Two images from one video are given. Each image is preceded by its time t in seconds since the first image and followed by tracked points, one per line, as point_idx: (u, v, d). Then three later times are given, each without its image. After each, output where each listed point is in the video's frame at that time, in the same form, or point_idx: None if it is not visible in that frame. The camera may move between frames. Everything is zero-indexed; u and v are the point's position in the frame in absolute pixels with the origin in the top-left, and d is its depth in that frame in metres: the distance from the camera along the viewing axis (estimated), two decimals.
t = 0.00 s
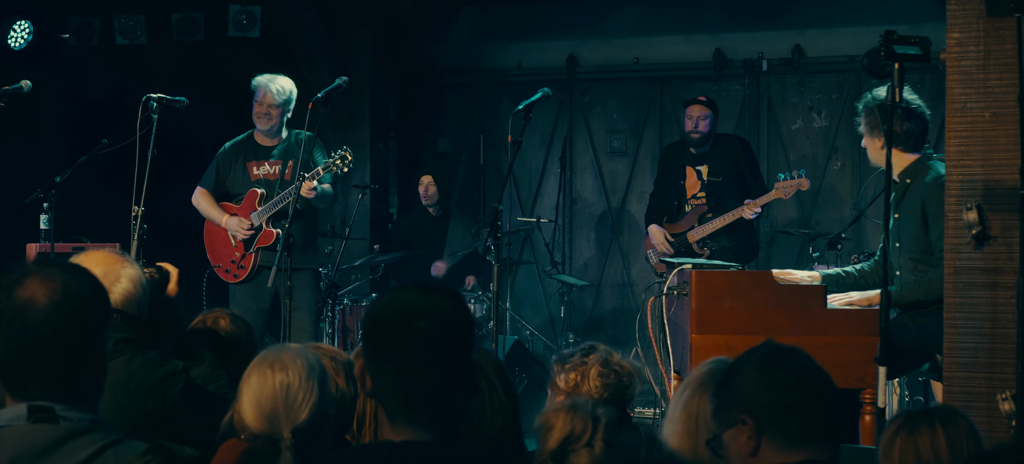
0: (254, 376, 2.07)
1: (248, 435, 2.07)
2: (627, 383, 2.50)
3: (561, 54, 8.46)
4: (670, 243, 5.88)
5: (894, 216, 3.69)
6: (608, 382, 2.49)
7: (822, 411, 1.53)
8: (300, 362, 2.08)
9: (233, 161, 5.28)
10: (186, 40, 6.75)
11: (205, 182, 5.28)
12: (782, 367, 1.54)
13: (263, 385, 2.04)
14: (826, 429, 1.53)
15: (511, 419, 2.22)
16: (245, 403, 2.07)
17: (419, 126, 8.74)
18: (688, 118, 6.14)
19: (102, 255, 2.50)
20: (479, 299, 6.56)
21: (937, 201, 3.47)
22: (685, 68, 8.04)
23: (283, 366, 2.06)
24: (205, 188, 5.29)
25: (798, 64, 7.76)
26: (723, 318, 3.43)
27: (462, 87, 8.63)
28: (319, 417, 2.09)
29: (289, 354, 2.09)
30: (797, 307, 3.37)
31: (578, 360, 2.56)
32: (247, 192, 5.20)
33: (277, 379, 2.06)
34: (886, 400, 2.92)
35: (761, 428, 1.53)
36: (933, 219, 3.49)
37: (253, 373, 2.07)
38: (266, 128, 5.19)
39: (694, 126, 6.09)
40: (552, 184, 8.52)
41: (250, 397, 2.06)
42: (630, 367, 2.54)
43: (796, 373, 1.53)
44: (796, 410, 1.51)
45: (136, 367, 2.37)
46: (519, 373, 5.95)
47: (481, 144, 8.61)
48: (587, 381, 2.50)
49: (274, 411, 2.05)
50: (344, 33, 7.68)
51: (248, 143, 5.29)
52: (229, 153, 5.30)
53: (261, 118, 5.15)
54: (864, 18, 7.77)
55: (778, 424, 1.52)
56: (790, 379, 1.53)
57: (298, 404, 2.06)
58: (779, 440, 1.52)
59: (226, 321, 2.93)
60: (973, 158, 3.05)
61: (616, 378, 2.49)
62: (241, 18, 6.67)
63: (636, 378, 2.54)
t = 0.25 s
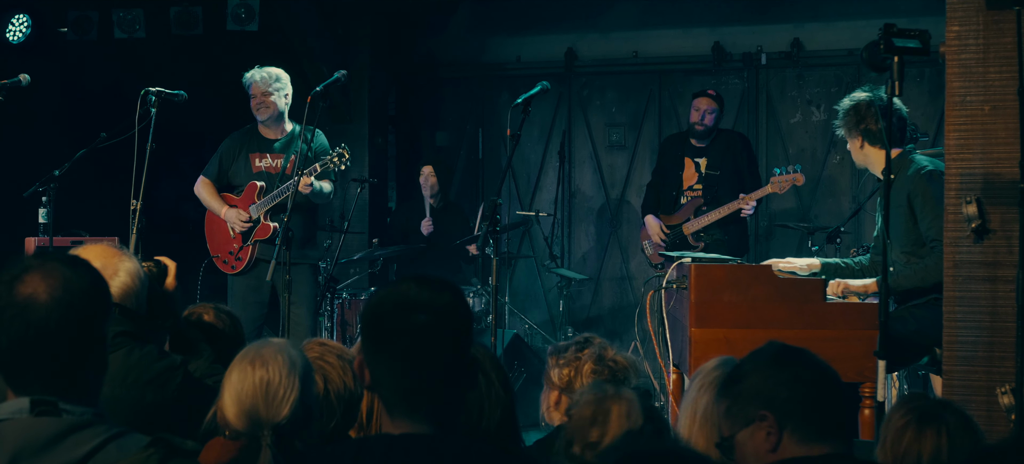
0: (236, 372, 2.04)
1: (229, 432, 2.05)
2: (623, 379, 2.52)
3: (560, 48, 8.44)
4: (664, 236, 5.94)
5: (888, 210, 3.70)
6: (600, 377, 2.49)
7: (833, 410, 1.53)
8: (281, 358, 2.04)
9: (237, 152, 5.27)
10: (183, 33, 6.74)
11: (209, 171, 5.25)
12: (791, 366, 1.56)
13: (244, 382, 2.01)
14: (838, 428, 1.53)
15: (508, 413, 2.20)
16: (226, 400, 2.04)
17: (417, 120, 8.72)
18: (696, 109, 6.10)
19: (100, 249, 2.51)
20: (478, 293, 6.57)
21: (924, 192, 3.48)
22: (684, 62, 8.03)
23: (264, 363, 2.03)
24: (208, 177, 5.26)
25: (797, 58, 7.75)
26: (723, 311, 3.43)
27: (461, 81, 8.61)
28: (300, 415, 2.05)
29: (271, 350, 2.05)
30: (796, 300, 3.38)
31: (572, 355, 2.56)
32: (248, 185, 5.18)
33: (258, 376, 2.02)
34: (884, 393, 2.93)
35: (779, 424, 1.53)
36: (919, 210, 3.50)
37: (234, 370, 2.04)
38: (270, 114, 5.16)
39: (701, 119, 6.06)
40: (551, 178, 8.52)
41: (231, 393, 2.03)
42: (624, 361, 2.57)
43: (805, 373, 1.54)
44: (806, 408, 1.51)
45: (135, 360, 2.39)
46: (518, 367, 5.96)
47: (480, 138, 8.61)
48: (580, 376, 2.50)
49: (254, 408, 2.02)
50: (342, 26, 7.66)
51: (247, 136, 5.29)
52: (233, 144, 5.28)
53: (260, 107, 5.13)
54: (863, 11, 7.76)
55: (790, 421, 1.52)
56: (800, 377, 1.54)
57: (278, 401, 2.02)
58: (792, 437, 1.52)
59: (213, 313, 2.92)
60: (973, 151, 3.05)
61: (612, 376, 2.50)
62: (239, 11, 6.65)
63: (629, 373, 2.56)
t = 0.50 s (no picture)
0: (238, 369, 2.04)
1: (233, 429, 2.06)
2: (617, 378, 2.52)
3: (561, 45, 8.44)
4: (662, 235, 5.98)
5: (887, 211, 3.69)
6: (596, 376, 2.48)
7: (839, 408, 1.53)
8: (282, 354, 2.04)
9: (235, 152, 5.27)
10: (184, 30, 6.73)
11: (206, 173, 5.26)
12: (798, 366, 1.56)
13: (245, 379, 2.02)
14: (843, 432, 1.53)
15: (508, 412, 2.22)
16: (228, 397, 2.05)
17: (418, 117, 8.71)
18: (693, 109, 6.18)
19: (103, 246, 2.51)
20: (479, 290, 6.57)
21: (922, 191, 3.47)
22: (685, 59, 8.02)
23: (264, 360, 2.02)
24: (206, 179, 5.27)
25: (798, 55, 7.74)
26: (726, 309, 3.43)
27: (462, 78, 8.61)
28: (302, 410, 2.05)
29: (271, 346, 2.05)
30: (798, 298, 3.37)
31: (568, 354, 2.55)
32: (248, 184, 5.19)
33: (259, 373, 2.03)
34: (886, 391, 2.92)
35: (788, 423, 1.53)
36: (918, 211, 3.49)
37: (235, 366, 2.05)
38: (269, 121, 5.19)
39: (700, 116, 6.13)
40: (552, 175, 8.51)
41: (233, 390, 2.04)
42: (618, 360, 2.56)
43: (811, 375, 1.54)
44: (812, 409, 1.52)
45: (137, 355, 2.39)
46: (519, 364, 5.96)
47: (481, 135, 8.60)
48: (576, 373, 2.48)
49: (256, 404, 2.02)
50: (343, 23, 7.65)
51: (248, 133, 5.29)
52: (230, 145, 5.29)
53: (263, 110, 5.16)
54: (864, 8, 7.75)
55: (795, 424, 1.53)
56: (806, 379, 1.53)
57: (281, 398, 2.02)
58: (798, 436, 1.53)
59: (215, 307, 2.94)
60: (974, 148, 3.04)
61: (608, 374, 2.50)
62: (240, 8, 6.64)
63: (625, 371, 2.56)
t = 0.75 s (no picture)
0: (240, 365, 2.06)
1: (235, 426, 2.06)
2: (606, 379, 2.57)
3: (560, 44, 8.43)
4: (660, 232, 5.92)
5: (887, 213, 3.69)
6: (584, 377, 2.54)
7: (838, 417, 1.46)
8: (284, 350, 2.06)
9: (234, 147, 5.27)
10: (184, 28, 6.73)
11: (205, 168, 5.26)
12: (796, 358, 1.47)
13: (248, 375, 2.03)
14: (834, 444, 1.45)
15: (503, 410, 2.22)
16: (231, 393, 2.06)
17: (417, 116, 8.71)
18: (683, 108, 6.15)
19: (101, 243, 2.51)
20: (478, 289, 6.57)
21: (920, 192, 3.47)
22: (684, 58, 8.02)
23: (266, 355, 2.04)
24: (204, 174, 5.27)
25: (797, 55, 7.74)
26: (725, 307, 3.43)
27: (461, 77, 8.60)
28: (304, 407, 2.05)
29: (274, 342, 2.07)
30: (797, 297, 3.38)
31: (557, 355, 2.62)
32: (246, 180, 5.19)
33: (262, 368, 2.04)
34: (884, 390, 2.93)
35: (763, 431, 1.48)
36: (917, 212, 3.49)
37: (238, 363, 2.06)
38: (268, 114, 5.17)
39: (688, 116, 6.11)
40: (551, 175, 8.51)
41: (236, 385, 2.05)
42: (609, 360, 2.61)
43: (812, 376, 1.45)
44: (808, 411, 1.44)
45: (135, 355, 2.38)
46: (517, 363, 5.96)
47: (480, 134, 8.60)
48: (562, 373, 2.55)
49: (258, 400, 2.03)
50: (342, 22, 7.65)
51: (246, 131, 5.28)
52: (229, 140, 5.28)
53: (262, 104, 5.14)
54: (864, 8, 7.75)
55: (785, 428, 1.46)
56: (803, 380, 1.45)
57: (282, 393, 2.03)
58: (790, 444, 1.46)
59: (223, 306, 3.00)
60: (973, 148, 3.04)
61: (596, 376, 2.55)
62: (240, 6, 6.64)
63: (613, 372, 2.60)
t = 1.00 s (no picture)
0: (225, 371, 2.03)
1: (221, 430, 2.06)
2: (599, 380, 2.58)
3: (559, 42, 8.43)
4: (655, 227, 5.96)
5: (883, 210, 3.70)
6: (573, 382, 2.55)
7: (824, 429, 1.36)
8: (271, 357, 2.03)
9: (233, 143, 5.26)
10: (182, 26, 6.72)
11: (203, 163, 5.24)
12: (782, 357, 1.37)
13: (234, 380, 2.01)
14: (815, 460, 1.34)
15: (498, 408, 2.22)
16: (215, 397, 2.03)
17: (416, 114, 8.70)
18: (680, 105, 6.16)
19: (100, 241, 2.51)
20: (476, 287, 6.57)
21: (918, 191, 3.48)
22: (683, 57, 8.02)
23: (253, 363, 2.02)
24: (203, 169, 5.25)
25: (796, 53, 7.74)
26: (724, 305, 3.43)
27: (460, 75, 8.60)
28: (292, 412, 2.05)
29: (261, 348, 2.04)
30: (795, 295, 3.38)
31: (549, 357, 2.64)
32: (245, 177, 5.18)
33: (249, 374, 2.02)
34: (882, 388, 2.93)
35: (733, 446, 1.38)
36: (916, 211, 3.50)
37: (223, 368, 2.04)
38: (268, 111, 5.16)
39: (688, 112, 6.13)
40: (550, 172, 8.51)
41: (221, 392, 2.03)
42: (601, 362, 2.61)
43: (800, 382, 1.34)
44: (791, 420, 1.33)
45: (134, 353, 2.38)
46: (515, 361, 5.96)
47: (478, 132, 8.59)
48: (553, 375, 2.58)
49: (245, 408, 2.01)
50: (341, 20, 7.64)
51: (243, 128, 5.28)
52: (228, 136, 5.27)
53: (263, 101, 5.13)
54: (863, 7, 7.75)
55: (763, 435, 1.35)
56: (789, 385, 1.34)
57: (270, 401, 2.02)
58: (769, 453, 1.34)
59: (220, 303, 2.95)
60: (972, 146, 3.05)
61: (587, 377, 2.56)
62: (238, 4, 6.64)
63: (605, 373, 2.60)
